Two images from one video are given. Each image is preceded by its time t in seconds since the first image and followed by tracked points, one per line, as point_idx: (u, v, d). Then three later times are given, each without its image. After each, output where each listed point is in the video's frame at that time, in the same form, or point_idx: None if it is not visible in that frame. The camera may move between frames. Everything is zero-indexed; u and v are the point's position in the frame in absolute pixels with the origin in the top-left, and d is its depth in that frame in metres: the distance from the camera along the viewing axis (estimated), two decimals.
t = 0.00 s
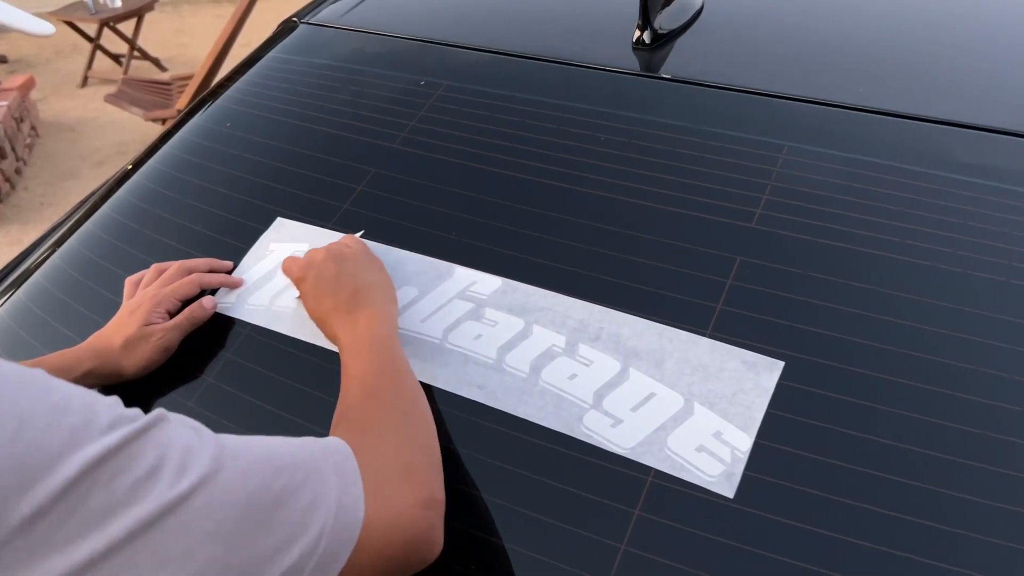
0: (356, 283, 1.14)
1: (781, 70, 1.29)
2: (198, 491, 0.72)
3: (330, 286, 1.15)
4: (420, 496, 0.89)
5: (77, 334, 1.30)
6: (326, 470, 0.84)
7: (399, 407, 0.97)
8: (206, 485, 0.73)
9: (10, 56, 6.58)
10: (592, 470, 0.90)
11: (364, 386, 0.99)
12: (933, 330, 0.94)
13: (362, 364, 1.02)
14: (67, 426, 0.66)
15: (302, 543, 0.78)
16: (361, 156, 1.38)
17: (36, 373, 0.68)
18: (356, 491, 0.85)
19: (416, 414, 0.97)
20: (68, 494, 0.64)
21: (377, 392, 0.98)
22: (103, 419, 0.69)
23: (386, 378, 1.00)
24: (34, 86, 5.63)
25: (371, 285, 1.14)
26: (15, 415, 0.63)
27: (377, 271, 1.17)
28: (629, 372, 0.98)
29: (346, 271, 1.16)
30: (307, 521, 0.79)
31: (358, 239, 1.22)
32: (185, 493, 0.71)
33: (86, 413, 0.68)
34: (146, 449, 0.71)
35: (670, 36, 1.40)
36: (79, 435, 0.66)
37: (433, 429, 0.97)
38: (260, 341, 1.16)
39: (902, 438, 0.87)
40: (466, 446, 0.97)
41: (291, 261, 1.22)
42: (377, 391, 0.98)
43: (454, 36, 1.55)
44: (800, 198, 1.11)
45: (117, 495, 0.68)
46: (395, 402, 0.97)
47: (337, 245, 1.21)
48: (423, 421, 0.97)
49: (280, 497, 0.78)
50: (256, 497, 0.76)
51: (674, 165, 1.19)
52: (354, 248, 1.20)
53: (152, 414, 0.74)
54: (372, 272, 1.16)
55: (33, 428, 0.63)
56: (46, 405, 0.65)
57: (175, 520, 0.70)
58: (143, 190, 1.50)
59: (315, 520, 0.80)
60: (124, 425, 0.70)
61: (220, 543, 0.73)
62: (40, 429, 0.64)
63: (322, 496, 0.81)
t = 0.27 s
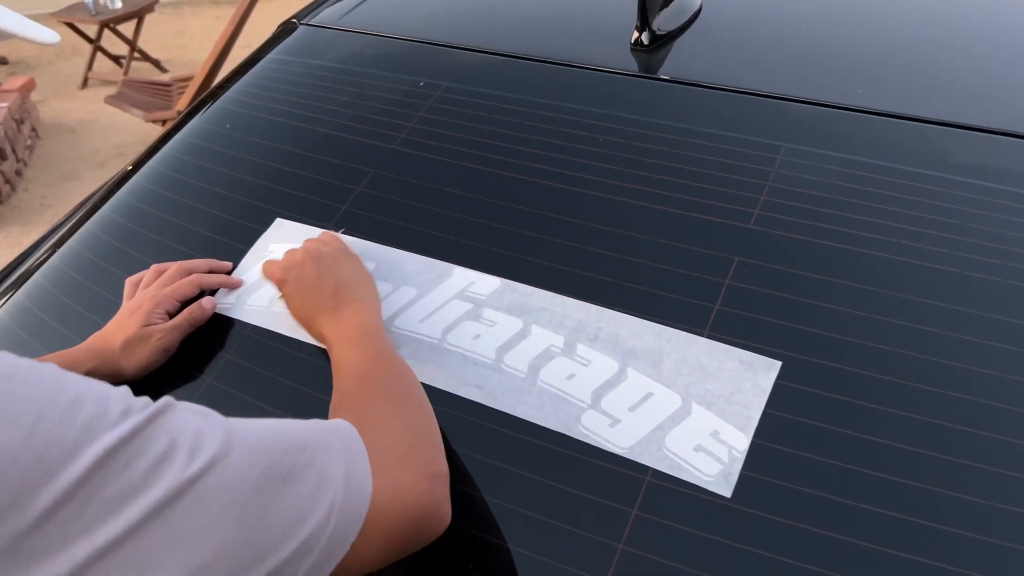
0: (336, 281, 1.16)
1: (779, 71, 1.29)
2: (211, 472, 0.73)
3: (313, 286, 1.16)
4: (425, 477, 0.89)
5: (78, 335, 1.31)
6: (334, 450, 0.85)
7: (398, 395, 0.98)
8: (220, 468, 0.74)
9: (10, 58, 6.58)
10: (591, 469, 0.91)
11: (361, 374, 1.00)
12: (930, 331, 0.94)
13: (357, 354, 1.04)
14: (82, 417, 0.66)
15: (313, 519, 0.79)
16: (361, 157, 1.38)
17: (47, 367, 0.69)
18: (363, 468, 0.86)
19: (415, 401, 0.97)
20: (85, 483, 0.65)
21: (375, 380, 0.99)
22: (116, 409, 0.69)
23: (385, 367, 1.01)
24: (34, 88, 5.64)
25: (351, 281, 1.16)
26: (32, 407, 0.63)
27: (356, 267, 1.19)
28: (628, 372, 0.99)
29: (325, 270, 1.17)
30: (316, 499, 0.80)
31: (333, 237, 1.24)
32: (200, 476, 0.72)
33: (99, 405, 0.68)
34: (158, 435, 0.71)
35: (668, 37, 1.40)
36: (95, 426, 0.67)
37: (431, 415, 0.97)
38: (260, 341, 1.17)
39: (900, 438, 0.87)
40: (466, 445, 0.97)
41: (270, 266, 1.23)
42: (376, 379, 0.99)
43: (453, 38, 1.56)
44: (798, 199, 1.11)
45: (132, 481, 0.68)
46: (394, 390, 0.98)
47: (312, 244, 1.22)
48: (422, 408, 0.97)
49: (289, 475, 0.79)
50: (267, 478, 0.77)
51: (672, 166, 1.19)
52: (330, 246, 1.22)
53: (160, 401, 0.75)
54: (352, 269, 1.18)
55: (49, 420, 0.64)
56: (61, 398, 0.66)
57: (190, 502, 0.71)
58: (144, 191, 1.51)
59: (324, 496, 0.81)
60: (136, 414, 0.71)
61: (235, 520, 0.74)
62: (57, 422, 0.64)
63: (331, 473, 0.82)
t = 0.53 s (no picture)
0: (328, 281, 1.13)
1: (775, 69, 1.30)
2: (201, 447, 0.73)
3: (306, 286, 1.14)
4: (423, 453, 0.88)
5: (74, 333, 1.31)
6: (327, 426, 0.83)
7: (398, 377, 0.97)
8: (209, 444, 0.74)
9: (9, 58, 6.58)
10: (585, 465, 0.91)
11: (363, 357, 1.00)
12: (924, 327, 0.94)
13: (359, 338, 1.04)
14: (71, 396, 0.68)
15: (308, 494, 0.78)
16: (357, 155, 1.38)
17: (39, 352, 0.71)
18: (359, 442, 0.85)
19: (416, 385, 0.97)
20: (75, 461, 0.66)
21: (377, 363, 0.99)
22: (105, 389, 0.71)
23: (386, 352, 1.01)
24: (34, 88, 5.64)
25: (343, 280, 1.14)
26: (22, 387, 0.65)
27: (345, 265, 1.17)
28: (622, 368, 0.99)
29: (315, 272, 1.15)
30: (312, 472, 0.79)
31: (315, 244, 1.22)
32: (189, 452, 0.72)
33: (89, 384, 0.70)
34: (147, 412, 0.72)
35: (664, 35, 1.40)
36: (84, 405, 0.68)
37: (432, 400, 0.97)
38: (256, 338, 1.17)
39: (894, 434, 0.87)
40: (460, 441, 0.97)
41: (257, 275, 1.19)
42: (378, 362, 0.99)
43: (450, 36, 1.56)
44: (793, 196, 1.11)
45: (123, 458, 0.69)
46: (394, 373, 0.98)
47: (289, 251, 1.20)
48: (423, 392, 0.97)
49: (283, 449, 0.78)
50: (258, 453, 0.76)
51: (667, 163, 1.19)
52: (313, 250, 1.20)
53: (149, 380, 0.76)
54: (340, 267, 1.17)
55: (39, 400, 0.65)
56: (50, 378, 0.68)
57: (181, 479, 0.72)
58: (140, 189, 1.51)
59: (320, 469, 0.80)
60: (125, 392, 0.72)
61: (229, 494, 0.74)
62: (47, 401, 0.66)
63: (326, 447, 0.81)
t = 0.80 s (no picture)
0: (340, 278, 1.15)
1: (774, 69, 1.30)
2: (201, 462, 0.72)
3: (314, 283, 1.16)
4: (416, 471, 0.90)
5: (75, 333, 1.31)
6: (324, 440, 0.84)
7: (397, 384, 0.99)
8: (210, 457, 0.73)
9: (10, 59, 6.59)
10: (585, 464, 0.91)
11: (362, 362, 1.02)
12: (922, 325, 0.95)
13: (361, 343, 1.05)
14: (73, 403, 0.66)
15: (303, 509, 0.79)
16: (357, 154, 1.39)
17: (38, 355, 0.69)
18: (354, 458, 0.86)
19: (414, 390, 0.99)
20: (76, 470, 0.65)
21: (376, 369, 1.00)
22: (107, 396, 0.69)
23: (385, 357, 1.03)
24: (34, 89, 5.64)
25: (354, 280, 1.15)
26: (23, 392, 0.63)
27: (363, 267, 1.19)
28: (622, 367, 0.99)
29: (330, 269, 1.17)
30: (307, 490, 0.80)
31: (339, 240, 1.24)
32: (190, 465, 0.72)
33: (90, 392, 0.68)
34: (149, 422, 0.71)
35: (663, 35, 1.41)
36: (86, 412, 0.66)
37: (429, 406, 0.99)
38: (257, 338, 1.17)
39: (893, 432, 0.87)
40: (460, 440, 0.97)
41: (277, 263, 1.23)
42: (377, 369, 1.01)
43: (450, 36, 1.56)
44: (792, 195, 1.11)
45: (123, 468, 0.68)
46: (393, 380, 0.99)
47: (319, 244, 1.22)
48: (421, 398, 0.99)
49: (280, 464, 0.78)
50: (258, 466, 0.76)
51: (666, 162, 1.20)
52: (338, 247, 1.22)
53: (151, 390, 0.74)
54: (359, 269, 1.18)
55: (41, 404, 0.64)
56: (52, 383, 0.66)
57: (180, 491, 0.71)
58: (141, 189, 1.51)
59: (315, 487, 0.80)
60: (126, 401, 0.70)
61: (224, 509, 0.73)
62: (48, 407, 0.64)
63: (322, 464, 0.82)
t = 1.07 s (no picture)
0: (332, 269, 1.15)
1: (777, 68, 1.29)
2: (199, 462, 0.73)
3: (307, 275, 1.15)
4: (415, 466, 0.90)
5: (78, 333, 1.31)
6: (324, 440, 0.83)
7: (388, 385, 0.98)
8: (208, 458, 0.74)
9: (12, 59, 6.59)
10: (589, 464, 0.91)
11: (353, 362, 1.00)
12: (927, 325, 0.94)
13: (350, 343, 1.04)
14: (72, 404, 0.67)
15: (300, 509, 0.79)
16: (359, 154, 1.39)
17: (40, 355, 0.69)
18: (352, 457, 0.85)
19: (404, 390, 0.98)
20: (74, 471, 0.66)
21: (366, 370, 0.99)
22: (105, 397, 0.70)
23: (375, 358, 1.01)
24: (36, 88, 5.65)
25: (346, 272, 1.15)
26: (22, 394, 0.64)
27: (354, 257, 1.18)
28: (625, 368, 0.99)
29: (320, 258, 1.17)
30: (304, 491, 0.79)
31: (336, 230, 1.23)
32: (187, 466, 0.72)
33: (89, 392, 0.69)
34: (147, 422, 0.72)
35: (666, 34, 1.40)
36: (85, 413, 0.67)
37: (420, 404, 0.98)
38: (259, 338, 1.17)
39: (898, 433, 0.87)
40: (463, 440, 0.97)
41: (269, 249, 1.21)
42: (368, 369, 0.99)
43: (452, 35, 1.56)
44: (796, 194, 1.11)
45: (121, 469, 0.69)
46: (385, 380, 0.98)
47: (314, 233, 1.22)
48: (412, 397, 0.98)
49: (278, 464, 0.78)
50: (256, 467, 0.76)
51: (669, 162, 1.19)
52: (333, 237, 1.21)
53: (150, 390, 0.74)
54: (350, 260, 1.18)
55: (41, 405, 0.64)
56: (51, 384, 0.66)
57: (177, 492, 0.71)
58: (144, 190, 1.51)
59: (313, 486, 0.80)
60: (125, 401, 0.71)
61: (221, 510, 0.74)
62: (47, 408, 0.65)
63: (320, 463, 0.81)
